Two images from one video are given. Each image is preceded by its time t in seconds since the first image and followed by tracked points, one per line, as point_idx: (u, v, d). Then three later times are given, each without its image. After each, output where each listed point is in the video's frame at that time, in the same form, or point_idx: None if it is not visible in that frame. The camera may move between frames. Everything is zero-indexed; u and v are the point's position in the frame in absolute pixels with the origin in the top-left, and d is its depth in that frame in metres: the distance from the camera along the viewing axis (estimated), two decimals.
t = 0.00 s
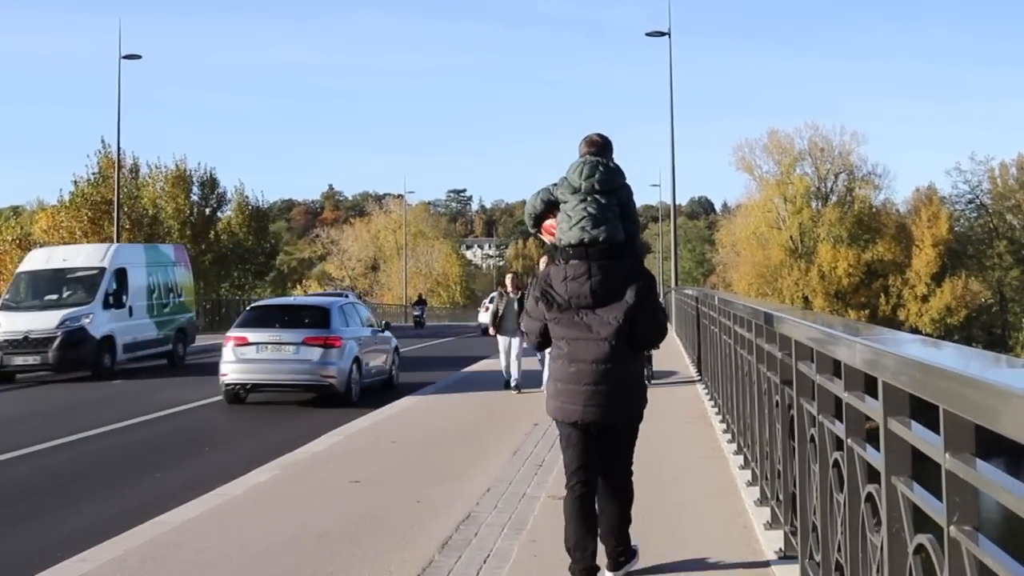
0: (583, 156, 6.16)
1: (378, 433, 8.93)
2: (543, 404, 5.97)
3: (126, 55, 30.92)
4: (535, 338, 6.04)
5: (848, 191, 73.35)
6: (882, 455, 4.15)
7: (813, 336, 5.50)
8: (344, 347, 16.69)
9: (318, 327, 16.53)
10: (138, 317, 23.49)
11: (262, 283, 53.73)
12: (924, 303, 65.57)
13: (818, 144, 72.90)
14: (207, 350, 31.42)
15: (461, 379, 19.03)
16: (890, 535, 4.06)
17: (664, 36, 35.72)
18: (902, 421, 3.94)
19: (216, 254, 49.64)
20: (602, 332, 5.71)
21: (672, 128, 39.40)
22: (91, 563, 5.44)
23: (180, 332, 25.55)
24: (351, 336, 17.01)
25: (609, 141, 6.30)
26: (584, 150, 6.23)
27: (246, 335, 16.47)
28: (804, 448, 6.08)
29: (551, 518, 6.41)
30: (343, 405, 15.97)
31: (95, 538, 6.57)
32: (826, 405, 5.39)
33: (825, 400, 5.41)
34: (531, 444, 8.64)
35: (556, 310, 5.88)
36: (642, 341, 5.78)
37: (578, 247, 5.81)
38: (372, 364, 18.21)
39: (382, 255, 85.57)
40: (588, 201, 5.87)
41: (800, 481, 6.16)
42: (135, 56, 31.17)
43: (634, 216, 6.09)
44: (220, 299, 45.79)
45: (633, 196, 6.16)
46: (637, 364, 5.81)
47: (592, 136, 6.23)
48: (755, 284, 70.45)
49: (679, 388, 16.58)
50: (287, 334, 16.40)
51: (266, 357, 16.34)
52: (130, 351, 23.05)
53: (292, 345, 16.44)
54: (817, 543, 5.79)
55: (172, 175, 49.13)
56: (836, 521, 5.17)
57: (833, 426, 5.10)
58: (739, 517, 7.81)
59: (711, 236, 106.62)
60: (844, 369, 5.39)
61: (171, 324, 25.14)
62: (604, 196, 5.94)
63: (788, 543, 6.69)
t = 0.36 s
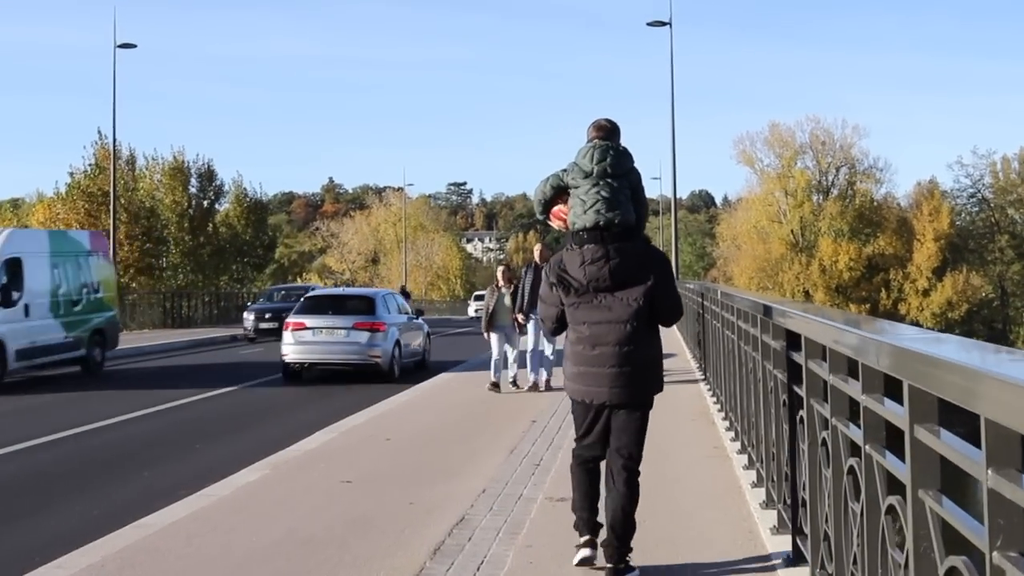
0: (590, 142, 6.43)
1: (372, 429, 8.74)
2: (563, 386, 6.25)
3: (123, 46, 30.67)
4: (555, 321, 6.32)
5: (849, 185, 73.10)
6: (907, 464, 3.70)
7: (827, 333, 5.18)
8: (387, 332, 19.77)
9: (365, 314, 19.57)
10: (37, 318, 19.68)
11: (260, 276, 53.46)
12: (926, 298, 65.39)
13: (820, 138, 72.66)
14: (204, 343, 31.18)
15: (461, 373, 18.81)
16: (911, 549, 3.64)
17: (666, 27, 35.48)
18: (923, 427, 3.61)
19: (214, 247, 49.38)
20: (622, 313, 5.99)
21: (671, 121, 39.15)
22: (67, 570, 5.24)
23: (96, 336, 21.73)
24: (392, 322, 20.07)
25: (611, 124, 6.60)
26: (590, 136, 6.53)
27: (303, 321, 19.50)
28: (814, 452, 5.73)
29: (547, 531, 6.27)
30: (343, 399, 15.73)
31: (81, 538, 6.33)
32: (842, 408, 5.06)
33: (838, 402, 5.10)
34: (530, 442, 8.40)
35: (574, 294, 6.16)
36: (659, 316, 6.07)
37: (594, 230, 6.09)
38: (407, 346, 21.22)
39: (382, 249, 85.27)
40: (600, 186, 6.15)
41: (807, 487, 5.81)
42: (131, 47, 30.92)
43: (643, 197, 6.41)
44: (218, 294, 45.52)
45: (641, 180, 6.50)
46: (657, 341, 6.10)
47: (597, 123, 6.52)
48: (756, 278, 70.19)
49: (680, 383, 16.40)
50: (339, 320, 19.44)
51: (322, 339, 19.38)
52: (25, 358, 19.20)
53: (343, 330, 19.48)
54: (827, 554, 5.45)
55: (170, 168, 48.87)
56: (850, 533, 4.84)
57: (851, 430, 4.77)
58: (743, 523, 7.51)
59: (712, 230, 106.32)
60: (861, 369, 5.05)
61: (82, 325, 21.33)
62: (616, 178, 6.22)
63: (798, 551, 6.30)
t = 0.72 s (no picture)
0: (590, 147, 6.40)
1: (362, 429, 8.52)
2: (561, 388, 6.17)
3: (112, 38, 30.39)
4: (553, 323, 6.25)
5: (845, 180, 72.83)
6: (939, 483, 3.48)
7: (839, 335, 4.89)
8: (415, 319, 22.57)
9: (396, 304, 22.39)
10: None
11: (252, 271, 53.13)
12: (921, 293, 65.20)
13: (816, 132, 72.40)
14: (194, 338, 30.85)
15: (453, 369, 18.55)
16: None
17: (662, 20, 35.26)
18: (963, 442, 3.31)
19: (207, 242, 49.06)
20: (620, 317, 5.93)
21: (666, 116, 38.91)
22: None
23: None
24: (419, 311, 22.85)
25: (613, 131, 6.58)
26: (590, 142, 6.48)
27: (342, 310, 22.35)
28: (827, 458, 5.43)
29: (546, 536, 6.01)
30: (334, 395, 15.48)
31: (59, 542, 6.10)
32: (859, 414, 4.77)
33: (856, 407, 4.81)
34: (523, 442, 8.17)
35: (573, 297, 6.09)
36: (656, 321, 6.01)
37: (594, 235, 6.04)
38: (431, 333, 23.96)
39: (376, 243, 84.91)
40: (601, 191, 6.10)
41: (820, 496, 5.50)
42: (121, 40, 30.65)
43: (642, 203, 6.36)
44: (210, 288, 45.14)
45: (641, 185, 6.46)
46: (655, 345, 6.04)
47: (598, 128, 6.47)
48: (752, 272, 69.89)
49: (677, 377, 16.22)
50: (373, 309, 22.27)
51: (358, 326, 22.26)
52: None
53: (377, 317, 22.31)
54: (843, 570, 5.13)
55: (162, 161, 48.55)
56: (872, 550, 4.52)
57: (872, 441, 4.49)
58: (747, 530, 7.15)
59: (707, 224, 106.04)
60: (881, 372, 4.76)
61: None
62: (615, 183, 6.19)
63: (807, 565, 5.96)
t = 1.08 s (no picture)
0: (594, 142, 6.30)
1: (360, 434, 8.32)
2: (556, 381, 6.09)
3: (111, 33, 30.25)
4: (549, 316, 6.18)
5: (848, 181, 72.46)
6: (987, 514, 2.94)
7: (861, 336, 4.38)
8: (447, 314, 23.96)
9: (429, 300, 23.76)
10: None
11: (253, 269, 52.98)
12: (925, 294, 64.87)
13: (819, 133, 72.05)
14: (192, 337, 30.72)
15: (454, 370, 18.32)
16: None
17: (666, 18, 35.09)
18: (1013, 466, 2.82)
19: (208, 240, 48.93)
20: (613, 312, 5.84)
21: (670, 117, 38.63)
22: None
23: None
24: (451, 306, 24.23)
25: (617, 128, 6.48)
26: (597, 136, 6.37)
27: (379, 304, 23.67)
28: (844, 474, 4.93)
29: (544, 545, 5.84)
30: (332, 397, 15.28)
31: (47, 545, 5.95)
32: (880, 429, 4.25)
33: (878, 419, 4.28)
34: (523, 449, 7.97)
35: (569, 289, 6.02)
36: (652, 318, 5.91)
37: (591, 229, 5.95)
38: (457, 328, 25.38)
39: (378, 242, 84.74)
40: (599, 186, 6.01)
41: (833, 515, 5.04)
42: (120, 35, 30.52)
43: (645, 199, 6.23)
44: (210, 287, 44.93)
45: (646, 181, 6.33)
46: (651, 342, 5.95)
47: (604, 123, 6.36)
48: (755, 274, 69.55)
49: (679, 379, 16.04)
50: (408, 304, 23.61)
51: (394, 319, 23.57)
52: None
53: (412, 311, 23.63)
54: None
55: (162, 159, 48.42)
56: None
57: (892, 456, 3.98)
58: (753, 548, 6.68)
59: (710, 225, 105.94)
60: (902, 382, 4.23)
61: None
62: (615, 179, 6.08)
63: None
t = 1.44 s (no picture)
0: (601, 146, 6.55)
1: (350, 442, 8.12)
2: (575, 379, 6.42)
3: (108, 28, 30.11)
4: (565, 317, 6.50)
5: (851, 179, 72.11)
6: None
7: (881, 343, 4.09)
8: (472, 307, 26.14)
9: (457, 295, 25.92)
10: None
11: (252, 266, 52.73)
12: (928, 293, 64.58)
13: (822, 131, 71.59)
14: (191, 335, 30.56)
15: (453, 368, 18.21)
16: None
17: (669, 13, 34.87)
18: None
19: (206, 236, 48.71)
20: (625, 313, 6.13)
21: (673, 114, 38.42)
22: None
23: None
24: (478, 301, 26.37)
25: (626, 131, 6.72)
26: (603, 141, 6.62)
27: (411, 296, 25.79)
28: (858, 490, 4.69)
29: (544, 559, 5.52)
30: (332, 395, 15.15)
31: (29, 553, 5.88)
32: (904, 446, 4.02)
33: (901, 436, 4.03)
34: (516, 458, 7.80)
35: (583, 292, 6.32)
36: (663, 315, 6.18)
37: (601, 232, 6.22)
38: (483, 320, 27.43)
39: (380, 239, 84.45)
40: (606, 190, 6.27)
41: (850, 532, 4.79)
42: (118, 30, 30.38)
43: (652, 199, 6.47)
44: (208, 283, 44.66)
45: (652, 180, 6.59)
46: (662, 337, 6.24)
47: (610, 126, 6.61)
48: (757, 271, 69.20)
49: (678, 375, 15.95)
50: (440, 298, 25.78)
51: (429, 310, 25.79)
52: None
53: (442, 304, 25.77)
54: None
55: (161, 154, 48.21)
56: None
57: (919, 478, 3.77)
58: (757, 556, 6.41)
59: (713, 222, 105.60)
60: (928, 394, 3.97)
61: None
62: (621, 181, 6.33)
63: None
